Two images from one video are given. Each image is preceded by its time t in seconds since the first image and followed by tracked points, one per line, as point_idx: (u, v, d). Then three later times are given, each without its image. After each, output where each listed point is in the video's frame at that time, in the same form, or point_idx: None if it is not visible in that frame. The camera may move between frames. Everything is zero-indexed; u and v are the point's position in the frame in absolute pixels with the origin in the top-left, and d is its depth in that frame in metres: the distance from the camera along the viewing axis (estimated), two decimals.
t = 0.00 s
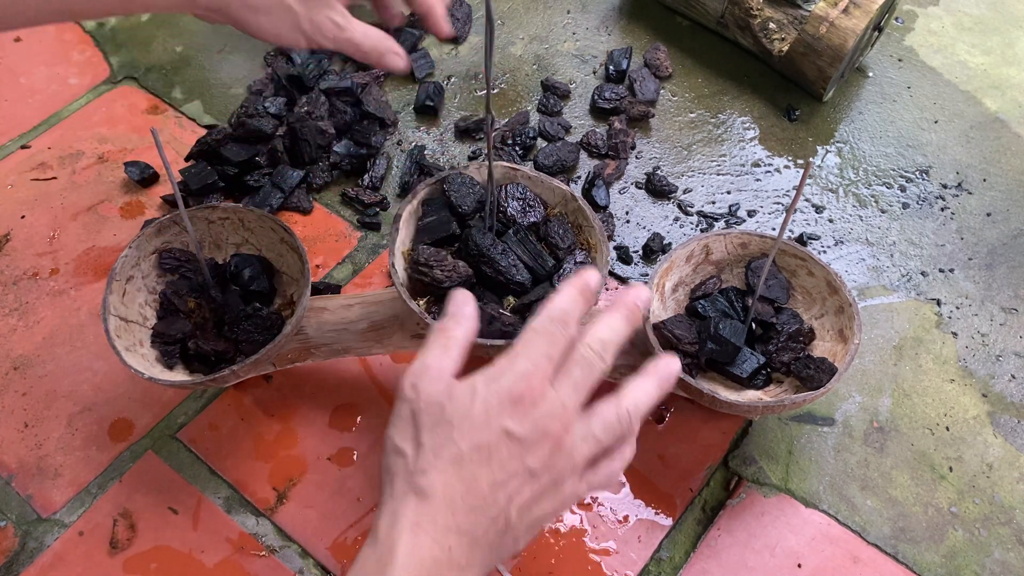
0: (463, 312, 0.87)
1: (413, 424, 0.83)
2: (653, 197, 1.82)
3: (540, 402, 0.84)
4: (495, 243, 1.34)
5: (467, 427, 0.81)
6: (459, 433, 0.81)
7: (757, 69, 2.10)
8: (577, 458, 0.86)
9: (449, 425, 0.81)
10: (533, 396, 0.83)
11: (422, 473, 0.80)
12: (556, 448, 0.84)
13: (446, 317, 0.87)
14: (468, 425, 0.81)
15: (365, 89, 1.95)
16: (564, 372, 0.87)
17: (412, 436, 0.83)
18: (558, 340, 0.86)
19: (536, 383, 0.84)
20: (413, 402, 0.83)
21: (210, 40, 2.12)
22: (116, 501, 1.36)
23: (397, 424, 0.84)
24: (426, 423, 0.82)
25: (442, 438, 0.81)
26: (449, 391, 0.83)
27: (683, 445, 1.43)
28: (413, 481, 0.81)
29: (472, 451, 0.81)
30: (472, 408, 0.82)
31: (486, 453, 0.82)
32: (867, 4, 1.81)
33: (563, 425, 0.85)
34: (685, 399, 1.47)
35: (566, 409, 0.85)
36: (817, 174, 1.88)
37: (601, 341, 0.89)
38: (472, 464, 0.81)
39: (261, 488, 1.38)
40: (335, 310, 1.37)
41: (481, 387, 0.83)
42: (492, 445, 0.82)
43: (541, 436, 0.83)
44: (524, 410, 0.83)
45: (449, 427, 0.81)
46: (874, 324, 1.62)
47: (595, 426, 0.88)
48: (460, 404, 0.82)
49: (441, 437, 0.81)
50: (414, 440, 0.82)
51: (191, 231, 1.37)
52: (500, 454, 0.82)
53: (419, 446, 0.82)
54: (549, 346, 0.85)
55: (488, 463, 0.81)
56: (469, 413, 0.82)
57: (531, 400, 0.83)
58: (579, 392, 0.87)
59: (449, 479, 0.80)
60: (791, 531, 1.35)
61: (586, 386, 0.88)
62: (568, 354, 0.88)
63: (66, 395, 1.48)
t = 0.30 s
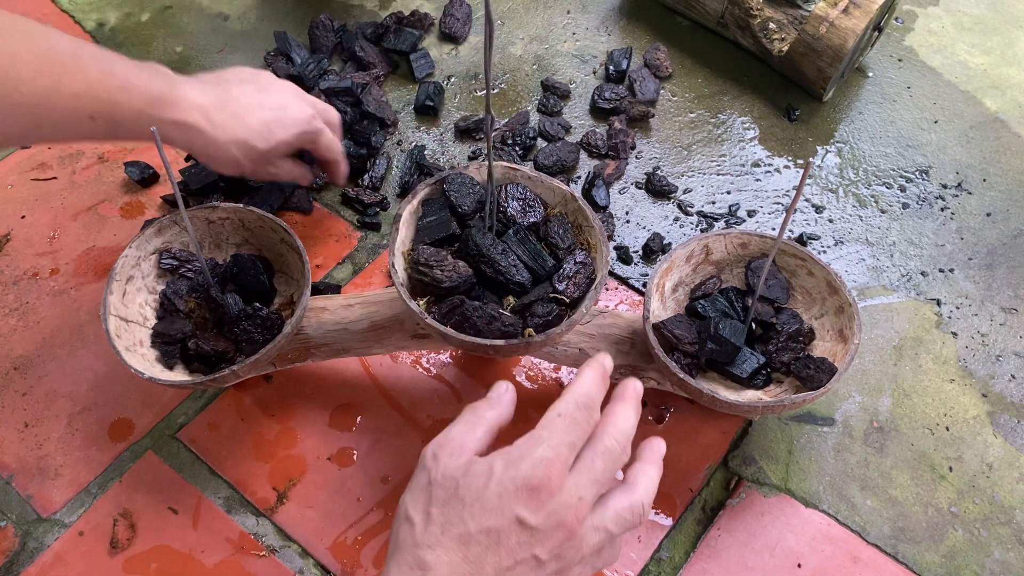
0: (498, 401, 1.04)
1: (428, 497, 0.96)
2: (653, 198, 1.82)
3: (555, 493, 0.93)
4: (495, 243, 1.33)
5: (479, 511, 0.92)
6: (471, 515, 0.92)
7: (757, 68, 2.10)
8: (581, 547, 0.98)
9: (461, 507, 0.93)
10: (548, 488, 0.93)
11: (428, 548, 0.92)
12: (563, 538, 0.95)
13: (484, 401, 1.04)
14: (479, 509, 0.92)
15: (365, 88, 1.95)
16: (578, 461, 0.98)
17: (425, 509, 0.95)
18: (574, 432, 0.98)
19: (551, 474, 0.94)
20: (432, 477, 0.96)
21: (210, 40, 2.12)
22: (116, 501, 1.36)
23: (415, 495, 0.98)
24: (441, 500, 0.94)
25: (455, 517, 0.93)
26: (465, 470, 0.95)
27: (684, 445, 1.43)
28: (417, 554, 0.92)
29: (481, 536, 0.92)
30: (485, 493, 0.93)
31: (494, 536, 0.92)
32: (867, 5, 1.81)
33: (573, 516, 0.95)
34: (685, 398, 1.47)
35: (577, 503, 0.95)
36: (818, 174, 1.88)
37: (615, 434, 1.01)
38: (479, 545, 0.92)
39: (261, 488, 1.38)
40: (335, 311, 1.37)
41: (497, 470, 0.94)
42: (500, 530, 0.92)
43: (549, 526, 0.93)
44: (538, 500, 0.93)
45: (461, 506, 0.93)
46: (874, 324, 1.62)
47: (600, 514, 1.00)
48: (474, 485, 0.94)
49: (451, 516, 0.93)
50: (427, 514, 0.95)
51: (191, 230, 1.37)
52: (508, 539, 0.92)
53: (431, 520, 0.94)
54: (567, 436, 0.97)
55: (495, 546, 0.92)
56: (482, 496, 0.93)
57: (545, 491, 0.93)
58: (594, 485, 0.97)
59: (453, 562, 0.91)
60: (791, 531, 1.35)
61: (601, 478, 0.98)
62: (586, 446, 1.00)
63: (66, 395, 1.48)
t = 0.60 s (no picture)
0: (483, 427, 1.07)
1: (412, 519, 0.97)
2: (653, 198, 1.82)
3: (537, 515, 0.94)
4: (495, 243, 1.33)
5: (461, 532, 0.92)
6: (452, 536, 0.92)
7: (757, 69, 2.10)
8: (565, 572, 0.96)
9: (442, 529, 0.93)
10: (530, 510, 0.93)
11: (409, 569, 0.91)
12: (546, 562, 0.94)
13: (469, 429, 1.07)
14: (460, 530, 0.93)
15: (365, 88, 1.95)
16: (560, 485, 0.98)
17: (410, 532, 0.95)
18: (556, 456, 0.99)
19: (533, 496, 0.94)
20: (417, 499, 0.97)
21: (210, 40, 2.12)
22: (116, 501, 1.36)
23: (399, 517, 0.98)
24: (424, 522, 0.95)
25: (437, 538, 0.93)
26: (449, 493, 0.96)
27: (684, 445, 1.43)
28: None
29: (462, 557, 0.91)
30: (467, 515, 0.93)
31: (476, 559, 0.92)
32: (867, 5, 1.81)
33: (556, 539, 0.94)
34: (685, 398, 1.47)
35: (560, 526, 0.95)
36: (817, 174, 1.88)
37: (597, 458, 1.01)
38: (461, 568, 0.91)
39: (260, 488, 1.38)
40: (335, 311, 1.37)
41: (480, 492, 0.95)
42: (483, 552, 0.92)
43: (532, 548, 0.93)
44: (521, 522, 0.93)
45: (443, 528, 0.93)
46: (874, 324, 1.62)
47: (582, 538, 0.99)
48: (458, 507, 0.94)
49: (435, 537, 0.93)
50: (410, 536, 0.95)
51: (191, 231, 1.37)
52: (490, 562, 0.92)
53: (414, 542, 0.94)
54: (548, 460, 0.98)
55: (477, 569, 0.92)
56: (465, 518, 0.93)
57: (528, 513, 0.93)
58: (577, 509, 0.97)
59: None
60: (791, 531, 1.35)
61: (584, 503, 0.98)
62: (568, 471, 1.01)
63: (67, 395, 1.48)
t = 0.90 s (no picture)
0: (484, 421, 1.06)
1: (417, 512, 0.95)
2: (653, 197, 1.82)
3: (543, 510, 0.94)
4: (495, 243, 1.33)
5: (468, 527, 0.92)
6: (459, 531, 0.92)
7: (757, 69, 2.10)
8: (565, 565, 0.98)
9: (449, 522, 0.92)
10: (536, 505, 0.94)
11: (417, 563, 0.91)
12: (549, 556, 0.95)
13: (470, 422, 1.06)
14: (467, 524, 0.92)
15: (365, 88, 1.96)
16: (562, 479, 0.98)
17: (414, 525, 0.94)
18: (558, 450, 0.99)
19: (539, 491, 0.94)
20: (422, 492, 0.96)
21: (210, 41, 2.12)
22: (116, 501, 1.36)
23: (403, 509, 0.97)
24: (429, 515, 0.94)
25: (443, 532, 0.92)
26: (454, 486, 0.95)
27: (684, 445, 1.43)
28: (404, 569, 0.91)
29: (470, 551, 0.91)
30: (474, 509, 0.92)
31: (482, 553, 0.91)
32: (867, 5, 1.81)
33: (559, 534, 0.95)
34: (685, 398, 1.47)
35: (563, 521, 0.96)
36: (817, 174, 1.88)
37: (598, 453, 1.01)
38: (467, 562, 0.91)
39: (261, 488, 1.38)
40: (335, 311, 1.37)
41: (486, 486, 0.94)
42: (490, 547, 0.92)
43: (537, 543, 0.93)
44: (527, 517, 0.93)
45: (450, 521, 0.92)
46: (874, 324, 1.62)
47: (581, 533, 1.01)
48: (464, 501, 0.93)
49: (441, 531, 0.92)
50: (415, 529, 0.94)
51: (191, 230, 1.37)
52: (496, 556, 0.92)
53: (420, 536, 0.93)
54: (550, 454, 0.97)
55: (483, 563, 0.91)
56: (471, 512, 0.92)
57: (534, 508, 0.93)
58: (579, 504, 0.97)
59: None
60: (791, 531, 1.35)
61: (586, 498, 0.98)
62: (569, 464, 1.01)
63: (67, 395, 1.48)
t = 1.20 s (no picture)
0: (498, 416, 1.04)
1: (431, 509, 0.94)
2: (653, 197, 1.82)
3: (559, 513, 0.94)
4: (496, 243, 1.33)
5: (485, 527, 0.91)
6: (476, 530, 0.91)
7: (757, 69, 2.10)
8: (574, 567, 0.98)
9: (466, 521, 0.91)
10: (553, 507, 0.94)
11: (432, 562, 0.90)
12: (562, 558, 0.95)
13: (484, 416, 1.04)
14: (485, 524, 0.91)
15: (365, 88, 1.96)
16: (576, 481, 0.99)
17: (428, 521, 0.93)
18: (573, 452, 0.99)
19: (556, 493, 0.94)
20: (438, 488, 0.95)
21: (210, 40, 2.12)
22: (116, 501, 1.36)
23: (416, 505, 0.95)
24: (445, 514, 0.93)
25: (460, 532, 0.91)
26: (471, 485, 0.94)
27: (684, 445, 1.43)
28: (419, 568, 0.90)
29: (487, 552, 0.91)
30: (492, 509, 0.92)
31: (498, 553, 0.91)
32: (867, 5, 1.81)
33: (573, 536, 0.96)
34: (685, 398, 1.47)
35: (577, 523, 0.96)
36: (817, 174, 1.88)
37: (610, 455, 1.02)
38: (483, 562, 0.91)
39: (260, 488, 1.38)
40: (335, 310, 1.38)
41: (504, 487, 0.93)
42: (506, 548, 0.91)
43: (551, 545, 0.94)
44: (544, 520, 0.93)
45: (466, 520, 0.92)
46: (874, 324, 1.62)
47: (593, 535, 1.02)
48: (481, 501, 0.93)
49: (457, 529, 0.91)
50: (429, 527, 0.93)
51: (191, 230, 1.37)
52: (511, 557, 0.92)
53: (436, 534, 0.92)
54: (566, 454, 0.98)
55: (497, 564, 0.91)
56: (488, 512, 0.92)
57: (551, 510, 0.93)
58: (592, 507, 0.98)
59: None
60: (791, 531, 1.35)
61: (598, 501, 0.99)
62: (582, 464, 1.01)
63: (66, 395, 1.48)
